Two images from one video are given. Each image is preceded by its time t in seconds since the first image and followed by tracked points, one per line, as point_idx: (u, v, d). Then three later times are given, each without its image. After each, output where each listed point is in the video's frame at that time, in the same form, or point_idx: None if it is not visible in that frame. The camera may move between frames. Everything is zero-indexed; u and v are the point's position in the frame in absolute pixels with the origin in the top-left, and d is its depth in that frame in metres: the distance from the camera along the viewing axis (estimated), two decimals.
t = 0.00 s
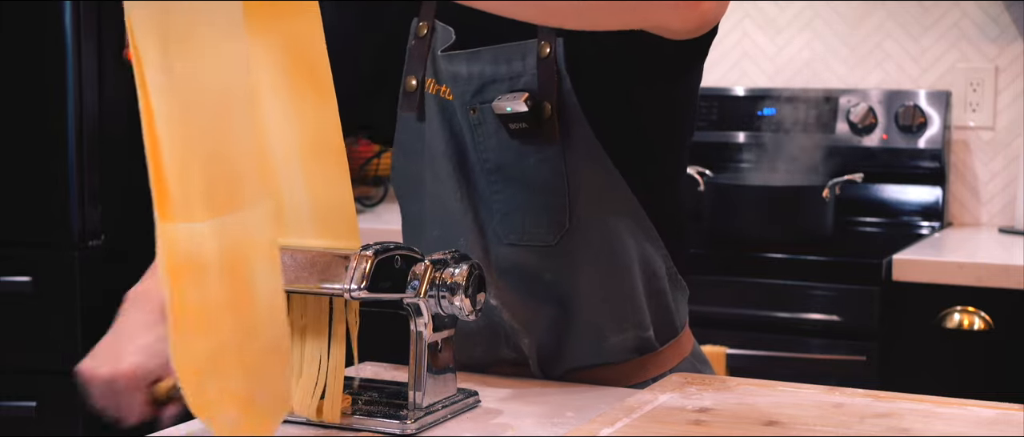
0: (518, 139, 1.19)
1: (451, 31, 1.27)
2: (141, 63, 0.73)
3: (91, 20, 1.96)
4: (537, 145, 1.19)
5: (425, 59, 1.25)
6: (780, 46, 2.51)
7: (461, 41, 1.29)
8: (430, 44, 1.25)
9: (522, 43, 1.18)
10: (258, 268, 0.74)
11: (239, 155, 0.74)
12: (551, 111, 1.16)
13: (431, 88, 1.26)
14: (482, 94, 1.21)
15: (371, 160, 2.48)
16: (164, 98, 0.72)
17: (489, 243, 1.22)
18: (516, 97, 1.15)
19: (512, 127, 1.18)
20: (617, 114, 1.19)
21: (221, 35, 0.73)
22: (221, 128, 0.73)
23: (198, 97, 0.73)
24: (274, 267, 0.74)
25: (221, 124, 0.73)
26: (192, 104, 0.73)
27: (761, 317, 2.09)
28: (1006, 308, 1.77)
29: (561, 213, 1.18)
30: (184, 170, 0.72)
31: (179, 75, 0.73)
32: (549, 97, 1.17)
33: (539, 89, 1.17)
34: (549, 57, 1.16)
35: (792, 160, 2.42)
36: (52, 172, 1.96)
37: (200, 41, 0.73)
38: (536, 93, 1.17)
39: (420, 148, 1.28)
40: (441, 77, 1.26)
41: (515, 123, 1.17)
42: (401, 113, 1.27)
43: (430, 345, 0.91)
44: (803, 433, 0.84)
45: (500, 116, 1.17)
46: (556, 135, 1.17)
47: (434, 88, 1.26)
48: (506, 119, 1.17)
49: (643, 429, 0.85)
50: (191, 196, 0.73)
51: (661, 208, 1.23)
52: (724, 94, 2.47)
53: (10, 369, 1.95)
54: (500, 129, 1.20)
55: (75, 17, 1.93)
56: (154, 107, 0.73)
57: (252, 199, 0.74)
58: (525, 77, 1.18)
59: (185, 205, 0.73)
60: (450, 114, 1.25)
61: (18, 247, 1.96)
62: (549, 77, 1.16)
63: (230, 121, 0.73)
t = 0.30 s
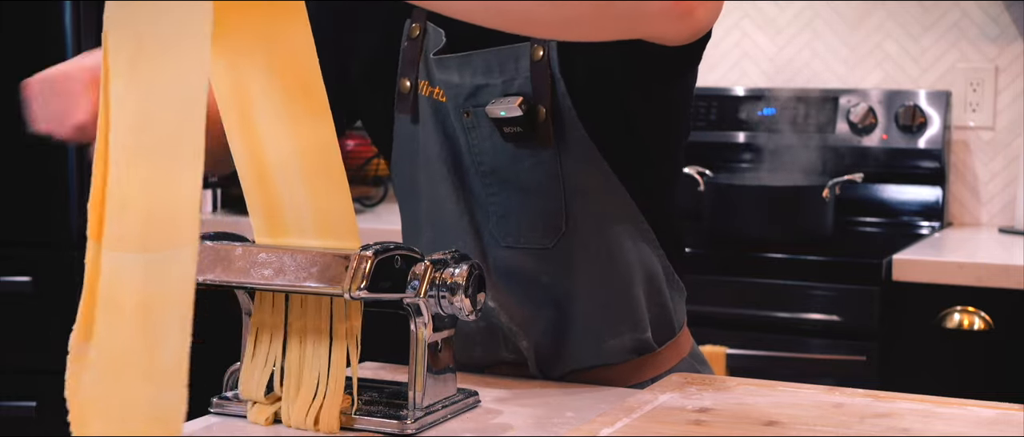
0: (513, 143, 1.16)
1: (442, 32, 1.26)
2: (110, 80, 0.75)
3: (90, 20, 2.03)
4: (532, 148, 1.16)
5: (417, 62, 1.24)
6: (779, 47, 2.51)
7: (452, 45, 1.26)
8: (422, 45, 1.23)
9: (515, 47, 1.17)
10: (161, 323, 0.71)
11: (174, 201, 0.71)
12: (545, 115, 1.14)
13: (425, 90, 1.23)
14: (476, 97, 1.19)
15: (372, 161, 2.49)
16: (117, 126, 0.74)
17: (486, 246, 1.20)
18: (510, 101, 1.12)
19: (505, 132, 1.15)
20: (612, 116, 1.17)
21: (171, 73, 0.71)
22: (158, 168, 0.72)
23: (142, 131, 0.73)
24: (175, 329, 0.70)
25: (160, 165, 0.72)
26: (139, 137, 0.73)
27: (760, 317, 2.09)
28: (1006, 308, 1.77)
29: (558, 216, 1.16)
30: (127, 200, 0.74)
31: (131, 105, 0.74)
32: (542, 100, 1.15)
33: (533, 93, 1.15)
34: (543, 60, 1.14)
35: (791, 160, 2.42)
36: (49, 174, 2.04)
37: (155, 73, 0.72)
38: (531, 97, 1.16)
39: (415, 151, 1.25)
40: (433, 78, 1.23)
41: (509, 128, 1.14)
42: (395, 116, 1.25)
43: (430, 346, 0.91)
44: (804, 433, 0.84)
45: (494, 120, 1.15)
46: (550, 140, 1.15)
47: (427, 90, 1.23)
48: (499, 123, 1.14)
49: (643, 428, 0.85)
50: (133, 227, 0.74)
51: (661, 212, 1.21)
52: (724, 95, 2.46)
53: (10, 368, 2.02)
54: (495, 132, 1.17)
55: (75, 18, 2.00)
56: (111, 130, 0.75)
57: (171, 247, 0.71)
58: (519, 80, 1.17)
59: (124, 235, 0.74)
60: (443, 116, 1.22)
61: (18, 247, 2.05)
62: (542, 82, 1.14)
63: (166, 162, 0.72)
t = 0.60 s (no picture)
0: (503, 145, 1.16)
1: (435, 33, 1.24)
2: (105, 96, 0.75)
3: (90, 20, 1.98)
4: (523, 150, 1.15)
5: (410, 64, 1.22)
6: (780, 47, 2.51)
7: (446, 46, 1.23)
8: (415, 48, 1.22)
9: (506, 48, 1.15)
10: (169, 338, 0.71)
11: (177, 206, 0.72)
12: (536, 118, 1.13)
13: (417, 93, 1.22)
14: (468, 100, 1.17)
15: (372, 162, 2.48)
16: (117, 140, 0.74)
17: (480, 248, 1.19)
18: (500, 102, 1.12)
19: (496, 133, 1.14)
20: (605, 122, 1.15)
21: (169, 82, 0.72)
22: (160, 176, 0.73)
23: (144, 144, 0.73)
24: (187, 340, 0.70)
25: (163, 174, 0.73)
26: (139, 151, 0.74)
27: (760, 317, 2.09)
28: (1006, 308, 1.77)
29: (550, 218, 1.15)
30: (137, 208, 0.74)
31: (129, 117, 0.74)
32: (534, 103, 1.14)
33: (523, 94, 1.14)
34: (534, 62, 1.13)
35: (791, 161, 2.42)
36: (50, 174, 1.97)
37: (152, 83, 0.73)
38: (521, 99, 1.14)
39: (410, 155, 1.25)
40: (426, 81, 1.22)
41: (500, 130, 1.14)
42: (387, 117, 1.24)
43: (430, 345, 0.91)
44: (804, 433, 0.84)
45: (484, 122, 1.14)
46: (541, 141, 1.14)
47: (421, 93, 1.22)
48: (489, 125, 1.13)
49: (643, 429, 0.85)
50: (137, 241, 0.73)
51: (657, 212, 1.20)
52: (724, 95, 2.46)
53: (9, 368, 2.01)
54: (486, 134, 1.16)
55: (75, 18, 1.94)
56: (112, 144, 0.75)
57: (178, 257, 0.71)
58: (510, 82, 1.15)
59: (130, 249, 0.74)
60: (435, 121, 1.21)
61: (18, 247, 2.00)
62: (533, 84, 1.13)
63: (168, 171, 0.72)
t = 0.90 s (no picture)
0: (504, 147, 1.16)
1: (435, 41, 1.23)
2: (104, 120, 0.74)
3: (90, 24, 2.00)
4: (524, 152, 1.15)
5: (412, 66, 1.22)
6: (779, 47, 2.51)
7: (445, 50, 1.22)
8: (417, 49, 1.22)
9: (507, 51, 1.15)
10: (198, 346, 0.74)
11: (190, 215, 0.73)
12: (537, 121, 1.13)
13: (420, 94, 1.22)
14: (468, 101, 1.17)
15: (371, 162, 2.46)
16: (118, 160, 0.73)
17: (481, 249, 1.19)
18: (502, 105, 1.12)
19: (497, 135, 1.14)
20: (606, 125, 1.15)
21: (180, 101, 0.73)
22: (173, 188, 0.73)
23: (145, 168, 0.72)
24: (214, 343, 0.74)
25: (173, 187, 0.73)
26: (143, 179, 0.72)
27: (760, 317, 2.09)
28: (1006, 308, 1.77)
29: (552, 219, 1.15)
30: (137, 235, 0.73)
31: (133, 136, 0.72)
32: (534, 105, 1.14)
33: (524, 97, 1.14)
34: (534, 64, 1.13)
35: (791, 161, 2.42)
36: (50, 174, 1.98)
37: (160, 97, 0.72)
38: (521, 102, 1.15)
39: (412, 156, 1.25)
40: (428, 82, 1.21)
41: (501, 133, 1.14)
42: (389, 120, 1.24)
43: (430, 345, 0.91)
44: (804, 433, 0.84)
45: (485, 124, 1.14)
46: (543, 142, 1.14)
47: (423, 94, 1.22)
48: (491, 127, 1.14)
49: (643, 429, 0.85)
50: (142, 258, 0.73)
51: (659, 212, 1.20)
52: (724, 94, 2.46)
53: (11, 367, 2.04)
54: (487, 136, 1.16)
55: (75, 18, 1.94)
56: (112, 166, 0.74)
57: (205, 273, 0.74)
58: (510, 84, 1.15)
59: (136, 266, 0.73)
60: (437, 121, 1.21)
61: (18, 247, 2.02)
62: (534, 87, 1.14)
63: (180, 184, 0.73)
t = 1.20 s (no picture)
0: (502, 148, 1.16)
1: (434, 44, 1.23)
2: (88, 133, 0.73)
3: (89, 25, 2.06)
4: (523, 153, 1.16)
5: (409, 68, 1.22)
6: (780, 47, 2.51)
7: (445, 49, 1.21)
8: (415, 52, 1.22)
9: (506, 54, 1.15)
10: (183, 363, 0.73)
11: (174, 228, 0.72)
12: (536, 121, 1.14)
13: (416, 97, 1.21)
14: (466, 103, 1.17)
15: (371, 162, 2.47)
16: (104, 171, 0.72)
17: (479, 251, 1.19)
18: (501, 106, 1.13)
19: (496, 136, 1.15)
20: (602, 129, 1.14)
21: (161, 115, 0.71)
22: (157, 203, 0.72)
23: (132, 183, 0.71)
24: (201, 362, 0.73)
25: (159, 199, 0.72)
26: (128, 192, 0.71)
27: (760, 317, 2.09)
28: (1006, 308, 1.77)
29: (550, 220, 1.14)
30: (124, 248, 0.72)
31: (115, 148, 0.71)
32: (533, 106, 1.14)
33: (523, 98, 1.15)
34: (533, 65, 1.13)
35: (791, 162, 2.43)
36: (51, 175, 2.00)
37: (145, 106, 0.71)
38: (521, 102, 1.15)
39: (407, 157, 1.23)
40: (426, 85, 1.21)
41: (499, 133, 1.15)
42: (386, 123, 1.23)
43: (430, 345, 0.91)
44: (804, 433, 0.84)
45: (484, 125, 1.15)
46: (541, 143, 1.14)
47: (419, 97, 1.21)
48: (490, 128, 1.14)
49: (643, 429, 0.85)
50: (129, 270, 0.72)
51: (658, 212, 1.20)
52: (724, 94, 2.46)
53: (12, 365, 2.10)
54: (486, 137, 1.17)
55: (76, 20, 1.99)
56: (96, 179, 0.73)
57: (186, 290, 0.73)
58: (509, 85, 1.16)
59: (123, 278, 0.72)
60: (435, 123, 1.20)
61: (18, 247, 2.10)
62: (533, 88, 1.14)
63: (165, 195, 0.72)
